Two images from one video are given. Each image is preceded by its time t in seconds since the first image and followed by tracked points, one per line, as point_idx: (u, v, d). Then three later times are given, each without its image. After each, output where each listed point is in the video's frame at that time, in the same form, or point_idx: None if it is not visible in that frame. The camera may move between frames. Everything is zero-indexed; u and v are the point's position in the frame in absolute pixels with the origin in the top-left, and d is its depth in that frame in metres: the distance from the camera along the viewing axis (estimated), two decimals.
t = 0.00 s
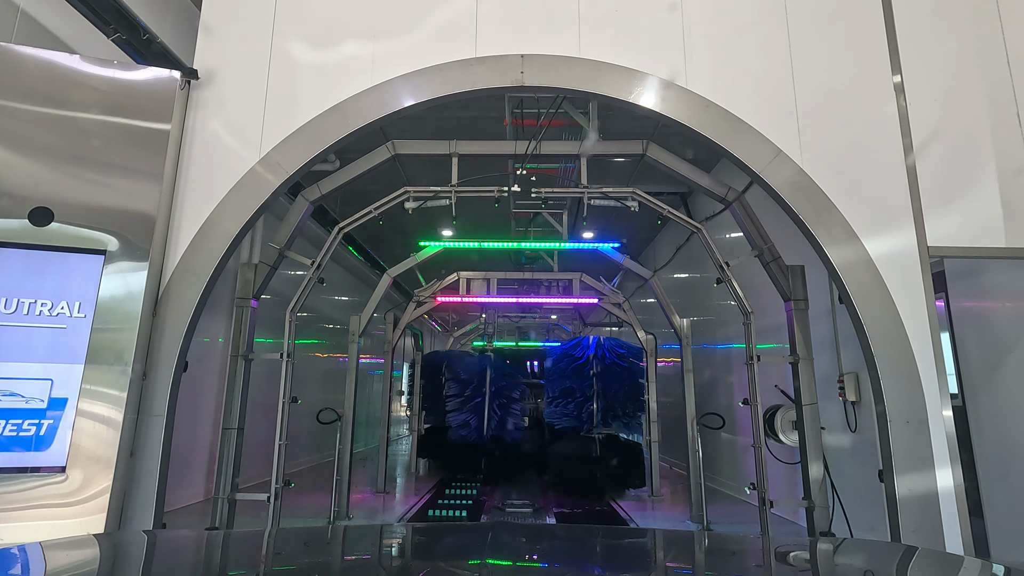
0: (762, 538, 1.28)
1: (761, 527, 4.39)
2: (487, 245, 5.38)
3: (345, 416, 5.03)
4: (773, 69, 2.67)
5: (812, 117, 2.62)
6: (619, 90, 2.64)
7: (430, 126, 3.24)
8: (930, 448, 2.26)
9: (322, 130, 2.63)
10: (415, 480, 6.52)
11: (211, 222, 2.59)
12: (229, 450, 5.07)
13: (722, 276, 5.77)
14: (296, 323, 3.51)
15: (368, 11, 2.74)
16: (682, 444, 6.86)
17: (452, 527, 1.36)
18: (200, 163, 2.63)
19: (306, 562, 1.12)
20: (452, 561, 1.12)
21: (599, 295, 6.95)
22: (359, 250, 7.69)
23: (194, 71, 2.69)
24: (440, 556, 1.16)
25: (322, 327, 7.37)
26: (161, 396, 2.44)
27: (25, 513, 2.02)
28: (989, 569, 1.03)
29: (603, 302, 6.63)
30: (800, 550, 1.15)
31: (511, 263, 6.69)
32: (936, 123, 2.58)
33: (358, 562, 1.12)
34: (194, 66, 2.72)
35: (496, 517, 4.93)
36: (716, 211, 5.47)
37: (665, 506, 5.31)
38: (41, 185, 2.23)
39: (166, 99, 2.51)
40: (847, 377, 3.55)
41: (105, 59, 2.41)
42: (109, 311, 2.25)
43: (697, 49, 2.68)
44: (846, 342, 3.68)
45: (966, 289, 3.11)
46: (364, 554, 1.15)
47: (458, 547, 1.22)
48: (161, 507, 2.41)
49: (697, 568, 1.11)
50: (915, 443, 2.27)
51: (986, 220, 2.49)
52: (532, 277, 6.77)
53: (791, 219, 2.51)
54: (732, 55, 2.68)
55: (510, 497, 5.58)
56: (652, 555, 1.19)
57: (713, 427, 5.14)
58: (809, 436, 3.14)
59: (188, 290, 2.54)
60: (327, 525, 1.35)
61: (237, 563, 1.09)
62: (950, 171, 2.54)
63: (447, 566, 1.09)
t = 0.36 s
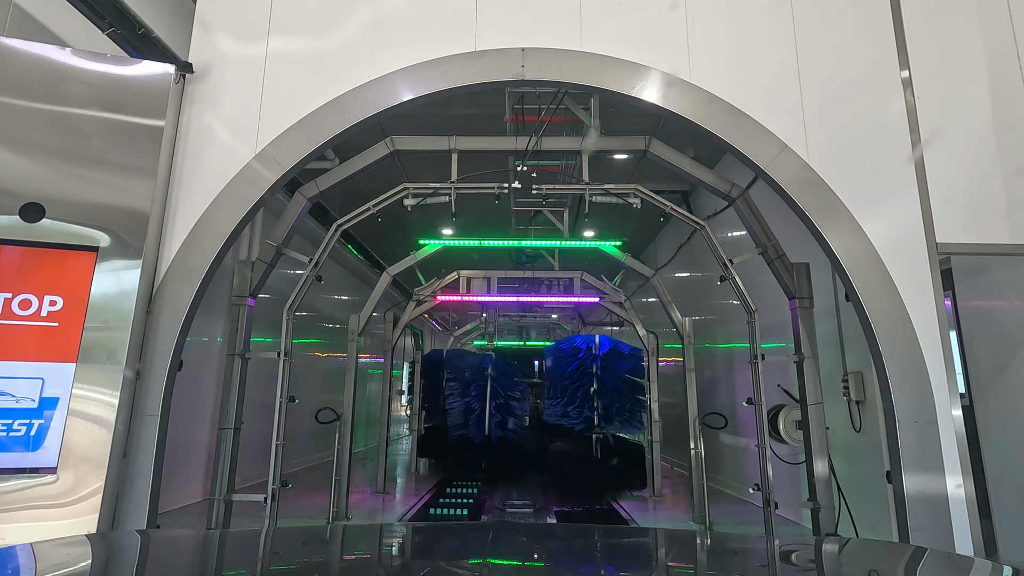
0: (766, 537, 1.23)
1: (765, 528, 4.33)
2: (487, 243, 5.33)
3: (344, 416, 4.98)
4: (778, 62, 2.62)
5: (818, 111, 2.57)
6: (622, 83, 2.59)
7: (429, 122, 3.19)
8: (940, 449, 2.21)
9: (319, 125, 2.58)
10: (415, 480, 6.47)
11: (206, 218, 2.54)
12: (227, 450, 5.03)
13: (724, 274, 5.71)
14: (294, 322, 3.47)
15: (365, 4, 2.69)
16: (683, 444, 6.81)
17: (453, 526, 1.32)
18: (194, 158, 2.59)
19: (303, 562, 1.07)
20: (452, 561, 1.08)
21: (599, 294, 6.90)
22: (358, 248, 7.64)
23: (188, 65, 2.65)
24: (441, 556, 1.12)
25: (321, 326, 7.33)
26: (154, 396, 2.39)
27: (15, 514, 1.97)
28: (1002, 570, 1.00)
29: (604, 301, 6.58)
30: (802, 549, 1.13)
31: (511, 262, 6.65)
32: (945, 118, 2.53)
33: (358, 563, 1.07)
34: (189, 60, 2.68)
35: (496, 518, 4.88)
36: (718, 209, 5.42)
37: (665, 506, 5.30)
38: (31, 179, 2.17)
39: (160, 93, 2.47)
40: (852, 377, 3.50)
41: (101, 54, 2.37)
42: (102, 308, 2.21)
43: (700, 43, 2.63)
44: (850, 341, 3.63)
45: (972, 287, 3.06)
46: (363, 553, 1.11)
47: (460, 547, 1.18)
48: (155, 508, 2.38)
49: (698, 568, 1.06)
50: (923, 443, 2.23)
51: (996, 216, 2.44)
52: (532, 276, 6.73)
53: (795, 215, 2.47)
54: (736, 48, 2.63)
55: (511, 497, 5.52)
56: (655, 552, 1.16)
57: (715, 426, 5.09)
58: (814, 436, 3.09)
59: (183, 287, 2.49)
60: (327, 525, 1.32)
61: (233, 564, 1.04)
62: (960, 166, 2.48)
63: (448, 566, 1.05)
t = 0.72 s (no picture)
0: (771, 538, 1.31)
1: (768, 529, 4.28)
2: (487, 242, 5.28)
3: (342, 416, 4.93)
4: (783, 54, 2.57)
5: (825, 104, 2.52)
6: (624, 77, 2.54)
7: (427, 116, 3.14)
8: (951, 450, 2.16)
9: (315, 119, 2.53)
10: (414, 481, 6.42)
11: (200, 214, 2.49)
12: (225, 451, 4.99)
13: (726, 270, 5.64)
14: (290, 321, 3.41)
15: None
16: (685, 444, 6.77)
17: (453, 527, 1.36)
18: (188, 152, 2.53)
19: (304, 562, 1.13)
20: (452, 561, 1.13)
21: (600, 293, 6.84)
22: (357, 247, 7.58)
23: (182, 58, 2.59)
24: (440, 557, 1.17)
25: (320, 326, 7.28)
26: (146, 396, 2.33)
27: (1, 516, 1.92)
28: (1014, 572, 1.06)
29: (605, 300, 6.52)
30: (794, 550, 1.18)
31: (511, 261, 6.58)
32: (954, 111, 2.47)
33: (356, 563, 1.14)
34: (183, 53, 2.63)
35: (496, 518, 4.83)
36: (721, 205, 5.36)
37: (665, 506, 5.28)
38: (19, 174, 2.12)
39: (152, 86, 2.42)
40: (857, 376, 3.44)
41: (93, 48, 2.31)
42: (90, 306, 2.15)
43: (704, 35, 2.58)
44: (855, 340, 3.58)
45: (980, 285, 3.00)
46: (362, 554, 1.17)
47: (461, 547, 1.23)
48: (146, 510, 2.31)
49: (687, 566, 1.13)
50: (934, 444, 2.17)
51: (1007, 211, 2.38)
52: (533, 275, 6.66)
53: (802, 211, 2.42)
54: (741, 41, 2.58)
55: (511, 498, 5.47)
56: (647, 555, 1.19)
57: (718, 427, 5.03)
58: (820, 437, 3.04)
59: (176, 285, 2.43)
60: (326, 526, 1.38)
61: (230, 564, 1.10)
62: (970, 160, 2.43)
63: (448, 566, 1.10)
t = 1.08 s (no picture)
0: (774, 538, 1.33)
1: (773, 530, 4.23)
2: (487, 240, 5.20)
3: (340, 416, 4.86)
4: (789, 45, 2.50)
5: (833, 96, 2.45)
6: (626, 68, 2.47)
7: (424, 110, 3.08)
8: (966, 452, 2.09)
9: (309, 111, 2.46)
10: (413, 482, 6.34)
11: (190, 209, 2.41)
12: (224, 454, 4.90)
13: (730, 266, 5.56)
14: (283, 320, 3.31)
15: None
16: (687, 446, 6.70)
17: (453, 527, 1.35)
18: (178, 145, 2.46)
19: (301, 562, 1.13)
20: (452, 560, 1.12)
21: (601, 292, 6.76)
22: (355, 246, 7.51)
23: (172, 49, 2.53)
24: (439, 557, 1.17)
25: (319, 325, 7.21)
26: (135, 395, 2.24)
27: None
28: None
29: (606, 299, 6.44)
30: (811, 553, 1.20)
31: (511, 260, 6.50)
32: (965, 103, 2.41)
33: (354, 562, 1.12)
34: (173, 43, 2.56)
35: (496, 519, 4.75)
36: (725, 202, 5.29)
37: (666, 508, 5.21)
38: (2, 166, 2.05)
39: (141, 77, 2.35)
40: (862, 376, 3.38)
41: (81, 41, 2.25)
42: (76, 304, 2.09)
43: (709, 26, 2.51)
44: (860, 339, 3.52)
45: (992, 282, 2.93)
46: (360, 554, 1.16)
47: (462, 546, 1.22)
48: (134, 515, 2.21)
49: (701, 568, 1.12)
50: (948, 446, 2.11)
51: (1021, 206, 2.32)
52: (533, 274, 6.58)
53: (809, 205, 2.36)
54: (746, 31, 2.51)
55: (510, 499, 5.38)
56: (644, 556, 1.18)
57: (721, 428, 4.94)
58: (827, 437, 2.97)
59: (165, 280, 2.35)
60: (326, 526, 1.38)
61: (225, 565, 1.09)
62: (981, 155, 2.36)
63: (448, 566, 1.09)
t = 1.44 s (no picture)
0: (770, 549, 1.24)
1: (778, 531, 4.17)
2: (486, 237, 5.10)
3: (336, 417, 4.75)
4: (800, 31, 2.41)
5: (845, 84, 2.36)
6: (630, 56, 2.38)
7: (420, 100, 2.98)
8: (986, 454, 2.01)
9: (301, 101, 2.38)
10: (410, 483, 6.23)
11: (177, 202, 2.32)
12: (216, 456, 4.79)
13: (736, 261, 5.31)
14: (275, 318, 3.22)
15: None
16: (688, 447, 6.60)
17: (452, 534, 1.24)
18: (166, 135, 2.38)
19: (300, 562, 1.29)
20: (449, 562, 1.26)
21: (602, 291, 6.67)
22: (353, 245, 7.41)
23: (159, 36, 2.44)
24: (437, 557, 1.33)
25: (316, 325, 7.11)
26: (118, 395, 2.14)
27: None
28: None
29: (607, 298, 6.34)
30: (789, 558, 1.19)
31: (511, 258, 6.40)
32: (984, 92, 2.31)
33: (348, 564, 1.29)
34: (160, 30, 2.47)
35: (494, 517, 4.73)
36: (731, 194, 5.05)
37: (668, 510, 5.07)
38: None
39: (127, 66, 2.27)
40: (869, 376, 3.29)
41: (63, 29, 2.16)
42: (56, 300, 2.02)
43: (715, 12, 2.42)
44: (867, 338, 3.42)
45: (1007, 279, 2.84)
46: (356, 555, 1.34)
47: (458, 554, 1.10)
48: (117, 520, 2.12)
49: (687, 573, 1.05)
50: (967, 448, 2.02)
51: None
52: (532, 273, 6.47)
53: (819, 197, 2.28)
54: (755, 16, 2.41)
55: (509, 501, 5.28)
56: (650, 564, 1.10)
57: (723, 428, 4.83)
58: (837, 439, 2.87)
59: (149, 276, 2.26)
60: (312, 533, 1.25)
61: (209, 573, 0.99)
62: (1000, 145, 2.27)
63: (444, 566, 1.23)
